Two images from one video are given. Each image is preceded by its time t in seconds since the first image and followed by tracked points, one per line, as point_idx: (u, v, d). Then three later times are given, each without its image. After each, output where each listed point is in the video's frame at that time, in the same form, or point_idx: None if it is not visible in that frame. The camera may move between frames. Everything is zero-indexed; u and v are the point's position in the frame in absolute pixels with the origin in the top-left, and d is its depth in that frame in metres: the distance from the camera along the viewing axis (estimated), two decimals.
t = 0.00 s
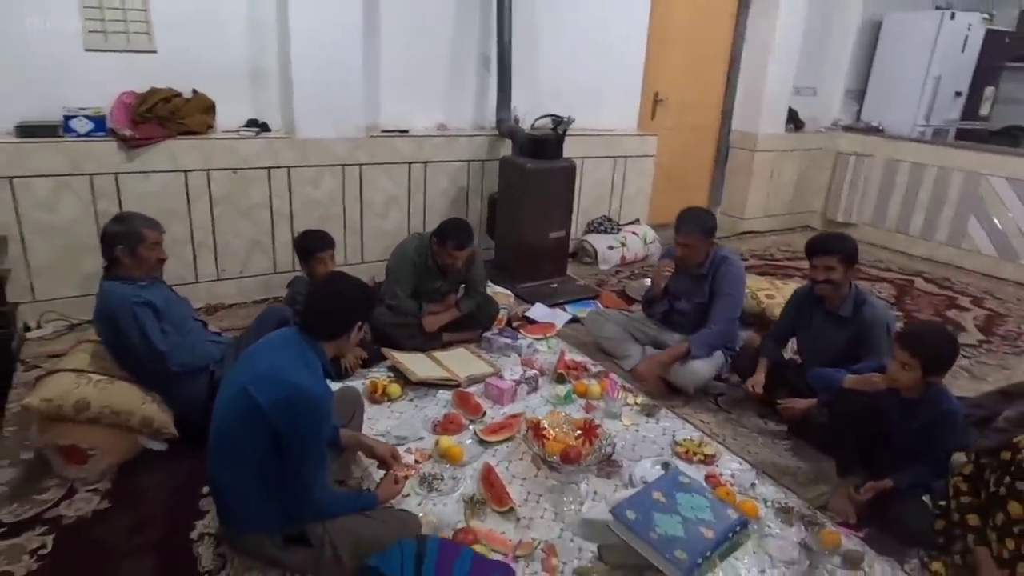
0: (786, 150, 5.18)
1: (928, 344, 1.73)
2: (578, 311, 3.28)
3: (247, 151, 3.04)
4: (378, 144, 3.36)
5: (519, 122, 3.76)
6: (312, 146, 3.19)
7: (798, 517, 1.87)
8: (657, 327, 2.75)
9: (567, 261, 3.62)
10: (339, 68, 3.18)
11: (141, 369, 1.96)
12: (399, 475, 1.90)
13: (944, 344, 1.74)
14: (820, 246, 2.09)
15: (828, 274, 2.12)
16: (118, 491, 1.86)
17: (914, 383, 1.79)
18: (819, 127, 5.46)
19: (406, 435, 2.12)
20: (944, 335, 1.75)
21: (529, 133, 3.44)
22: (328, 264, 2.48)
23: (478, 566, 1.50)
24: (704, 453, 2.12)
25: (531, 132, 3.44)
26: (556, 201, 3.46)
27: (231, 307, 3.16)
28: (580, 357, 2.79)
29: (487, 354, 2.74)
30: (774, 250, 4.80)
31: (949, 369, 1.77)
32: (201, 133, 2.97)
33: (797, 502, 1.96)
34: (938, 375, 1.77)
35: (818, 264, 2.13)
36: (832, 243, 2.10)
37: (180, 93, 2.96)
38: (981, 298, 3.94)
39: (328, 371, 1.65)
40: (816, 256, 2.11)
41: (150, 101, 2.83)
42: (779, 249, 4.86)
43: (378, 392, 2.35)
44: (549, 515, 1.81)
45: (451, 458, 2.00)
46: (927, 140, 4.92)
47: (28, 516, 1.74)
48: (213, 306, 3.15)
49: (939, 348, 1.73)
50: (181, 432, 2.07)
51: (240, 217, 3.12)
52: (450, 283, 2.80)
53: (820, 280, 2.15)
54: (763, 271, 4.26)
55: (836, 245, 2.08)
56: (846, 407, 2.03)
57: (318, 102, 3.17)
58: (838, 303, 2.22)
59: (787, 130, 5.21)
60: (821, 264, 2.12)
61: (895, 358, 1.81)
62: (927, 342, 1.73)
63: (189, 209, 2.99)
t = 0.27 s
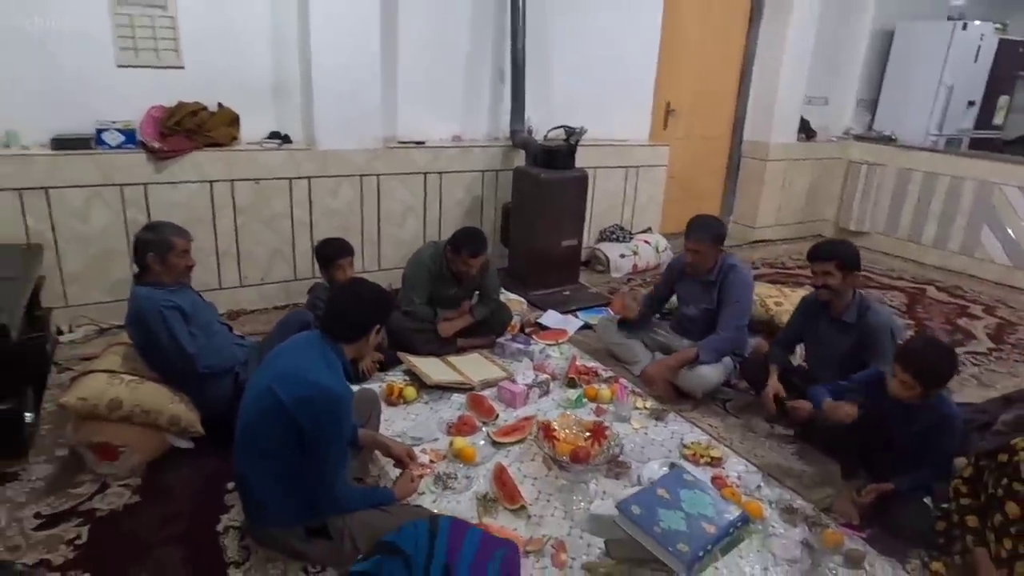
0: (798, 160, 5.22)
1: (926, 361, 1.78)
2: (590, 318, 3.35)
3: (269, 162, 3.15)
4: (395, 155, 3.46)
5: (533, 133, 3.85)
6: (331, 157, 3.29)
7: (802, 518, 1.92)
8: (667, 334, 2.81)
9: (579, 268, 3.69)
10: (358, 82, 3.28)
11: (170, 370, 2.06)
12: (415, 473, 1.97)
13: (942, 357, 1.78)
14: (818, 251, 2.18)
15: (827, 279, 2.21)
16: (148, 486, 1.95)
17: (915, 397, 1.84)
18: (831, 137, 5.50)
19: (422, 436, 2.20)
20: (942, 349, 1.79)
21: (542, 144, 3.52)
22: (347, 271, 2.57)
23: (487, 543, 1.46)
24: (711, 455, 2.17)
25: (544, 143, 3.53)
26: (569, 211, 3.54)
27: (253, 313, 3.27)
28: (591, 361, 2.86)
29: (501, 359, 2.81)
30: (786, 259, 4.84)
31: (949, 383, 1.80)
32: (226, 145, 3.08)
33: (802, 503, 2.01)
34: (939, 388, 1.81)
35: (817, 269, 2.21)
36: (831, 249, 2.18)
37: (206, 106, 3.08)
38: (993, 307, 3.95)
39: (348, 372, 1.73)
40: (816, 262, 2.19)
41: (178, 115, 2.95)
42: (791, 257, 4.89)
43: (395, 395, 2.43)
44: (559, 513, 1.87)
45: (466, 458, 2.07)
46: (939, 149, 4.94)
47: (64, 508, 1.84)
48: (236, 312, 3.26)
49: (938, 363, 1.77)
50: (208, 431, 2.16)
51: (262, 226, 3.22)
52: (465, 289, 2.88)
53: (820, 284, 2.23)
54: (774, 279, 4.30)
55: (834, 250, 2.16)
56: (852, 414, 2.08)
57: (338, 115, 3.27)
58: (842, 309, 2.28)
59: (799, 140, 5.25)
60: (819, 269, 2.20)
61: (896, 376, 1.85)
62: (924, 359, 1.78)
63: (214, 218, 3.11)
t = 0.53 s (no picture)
0: (808, 171, 5.27)
1: (916, 375, 1.79)
2: (599, 326, 3.42)
3: (288, 174, 3.26)
4: (410, 167, 3.56)
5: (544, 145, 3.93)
6: (348, 169, 3.40)
7: (803, 520, 1.97)
8: (672, 342, 2.87)
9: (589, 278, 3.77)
10: (375, 97, 3.39)
11: (197, 373, 2.16)
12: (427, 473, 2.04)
13: (932, 370, 1.80)
14: (818, 260, 2.24)
15: (829, 288, 2.25)
16: (172, 484, 2.04)
17: (909, 409, 1.85)
18: (841, 148, 5.55)
19: (434, 438, 2.28)
20: (931, 362, 1.82)
21: (553, 156, 3.61)
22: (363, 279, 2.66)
23: (493, 524, 1.14)
24: (715, 460, 2.23)
25: (554, 155, 3.61)
26: (579, 221, 3.62)
27: (271, 320, 3.37)
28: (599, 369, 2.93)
29: (512, 365, 2.89)
30: (795, 269, 4.88)
31: (942, 394, 1.82)
32: (247, 158, 3.20)
33: (803, 507, 2.06)
34: (932, 399, 1.82)
35: (819, 279, 2.25)
36: (831, 258, 2.24)
37: (228, 121, 3.20)
38: (1002, 317, 3.97)
39: (364, 374, 1.81)
40: (816, 271, 2.25)
41: (202, 129, 3.07)
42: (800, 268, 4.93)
43: (407, 400, 2.51)
44: (565, 514, 1.94)
45: (476, 460, 2.15)
46: (949, 160, 4.97)
47: (94, 503, 1.93)
48: (255, 319, 3.36)
49: (928, 376, 1.79)
50: (229, 433, 2.26)
51: (281, 236, 3.33)
52: (477, 298, 2.96)
53: (823, 293, 2.27)
54: (783, 289, 4.34)
55: (834, 259, 2.21)
56: (851, 423, 2.10)
57: (355, 129, 3.38)
58: (843, 317, 2.33)
59: (808, 151, 5.30)
60: (821, 279, 2.25)
61: (887, 390, 1.86)
62: (914, 373, 1.79)
63: (234, 228, 3.22)
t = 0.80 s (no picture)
0: (813, 181, 5.32)
1: (896, 393, 1.85)
2: (604, 333, 3.49)
3: (302, 185, 3.37)
4: (420, 178, 3.66)
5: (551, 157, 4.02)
6: (359, 180, 3.50)
7: (796, 522, 2.03)
8: (673, 350, 2.94)
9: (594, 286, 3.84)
10: (385, 110, 3.50)
11: (214, 375, 2.26)
12: (433, 474, 2.12)
13: (916, 383, 1.86)
14: (816, 270, 2.28)
15: (830, 297, 2.30)
16: (190, 482, 2.13)
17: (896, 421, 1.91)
18: (847, 158, 5.59)
19: (440, 441, 2.36)
20: (913, 377, 1.87)
21: (559, 168, 3.69)
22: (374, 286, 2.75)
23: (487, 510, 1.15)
24: (713, 463, 2.29)
25: (561, 166, 3.70)
26: (585, 231, 3.70)
27: (285, 326, 3.47)
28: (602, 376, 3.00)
29: (517, 371, 2.97)
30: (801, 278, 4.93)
31: (926, 405, 1.88)
32: (262, 170, 3.31)
33: (798, 510, 2.12)
34: (917, 412, 1.88)
35: (818, 288, 2.30)
36: (827, 267, 2.29)
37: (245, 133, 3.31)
38: (1006, 327, 3.99)
39: (372, 377, 1.89)
40: (815, 281, 2.29)
41: (219, 141, 3.18)
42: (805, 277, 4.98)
43: (415, 403, 2.59)
44: (566, 513, 2.01)
45: (480, 462, 2.22)
46: (954, 171, 5.00)
47: (115, 499, 2.03)
48: (269, 325, 3.47)
49: (909, 392, 1.84)
50: (244, 434, 2.35)
51: (295, 244, 3.44)
52: (483, 305, 3.05)
53: (822, 302, 2.32)
54: (787, 297, 4.39)
55: (830, 268, 2.27)
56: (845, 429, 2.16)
57: (366, 141, 3.49)
58: (840, 324, 2.38)
59: (814, 162, 5.35)
60: (821, 288, 2.29)
61: (872, 404, 1.93)
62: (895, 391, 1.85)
63: (250, 237, 3.33)
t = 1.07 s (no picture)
0: (813, 195, 5.37)
1: (871, 410, 1.93)
2: (602, 345, 3.55)
3: (308, 200, 3.47)
4: (423, 193, 3.75)
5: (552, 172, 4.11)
6: (364, 195, 3.60)
7: (783, 530, 2.08)
8: (668, 362, 3.00)
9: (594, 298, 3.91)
10: (390, 127, 3.60)
11: (222, 385, 2.34)
12: (431, 481, 2.19)
13: (892, 405, 1.93)
14: (804, 286, 2.33)
15: (818, 310, 2.35)
16: (195, 487, 2.21)
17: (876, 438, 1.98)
18: (847, 173, 5.65)
19: (439, 449, 2.42)
20: (889, 396, 1.94)
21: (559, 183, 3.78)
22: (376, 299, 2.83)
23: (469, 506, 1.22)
24: (704, 473, 2.35)
25: (561, 181, 3.78)
26: (584, 244, 3.77)
27: (290, 337, 3.56)
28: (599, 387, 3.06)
29: (515, 381, 3.03)
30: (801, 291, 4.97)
31: (906, 421, 1.94)
32: (270, 185, 3.41)
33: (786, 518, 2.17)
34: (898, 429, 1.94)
35: (808, 303, 2.35)
36: (816, 283, 2.34)
37: (253, 150, 3.41)
38: (1003, 340, 4.03)
39: (371, 386, 1.97)
40: (804, 296, 2.34)
41: (228, 157, 3.29)
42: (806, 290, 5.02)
43: (415, 413, 2.66)
44: (559, 519, 2.07)
45: (477, 469, 2.29)
46: (954, 185, 5.05)
47: (124, 504, 2.10)
48: (275, 335, 3.56)
49: (883, 409, 1.92)
50: (249, 441, 2.43)
51: (300, 258, 3.53)
52: (483, 317, 3.12)
53: (812, 316, 2.37)
54: (787, 310, 4.45)
55: (819, 284, 2.32)
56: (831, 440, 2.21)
57: (371, 157, 3.58)
58: (829, 337, 2.43)
59: (814, 176, 5.41)
60: (811, 303, 2.34)
61: (854, 424, 2.01)
62: (870, 408, 1.93)
63: (258, 250, 3.42)
